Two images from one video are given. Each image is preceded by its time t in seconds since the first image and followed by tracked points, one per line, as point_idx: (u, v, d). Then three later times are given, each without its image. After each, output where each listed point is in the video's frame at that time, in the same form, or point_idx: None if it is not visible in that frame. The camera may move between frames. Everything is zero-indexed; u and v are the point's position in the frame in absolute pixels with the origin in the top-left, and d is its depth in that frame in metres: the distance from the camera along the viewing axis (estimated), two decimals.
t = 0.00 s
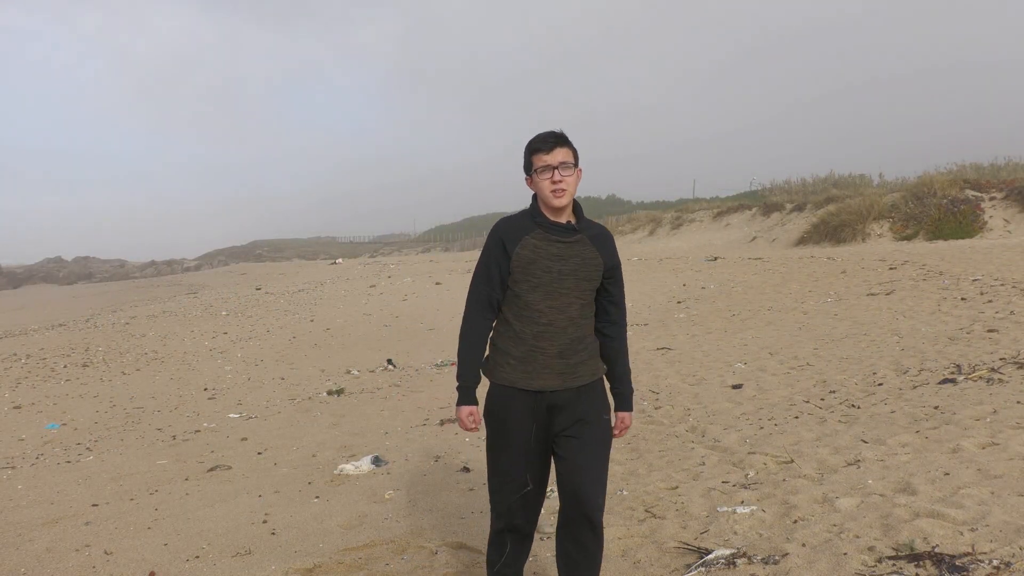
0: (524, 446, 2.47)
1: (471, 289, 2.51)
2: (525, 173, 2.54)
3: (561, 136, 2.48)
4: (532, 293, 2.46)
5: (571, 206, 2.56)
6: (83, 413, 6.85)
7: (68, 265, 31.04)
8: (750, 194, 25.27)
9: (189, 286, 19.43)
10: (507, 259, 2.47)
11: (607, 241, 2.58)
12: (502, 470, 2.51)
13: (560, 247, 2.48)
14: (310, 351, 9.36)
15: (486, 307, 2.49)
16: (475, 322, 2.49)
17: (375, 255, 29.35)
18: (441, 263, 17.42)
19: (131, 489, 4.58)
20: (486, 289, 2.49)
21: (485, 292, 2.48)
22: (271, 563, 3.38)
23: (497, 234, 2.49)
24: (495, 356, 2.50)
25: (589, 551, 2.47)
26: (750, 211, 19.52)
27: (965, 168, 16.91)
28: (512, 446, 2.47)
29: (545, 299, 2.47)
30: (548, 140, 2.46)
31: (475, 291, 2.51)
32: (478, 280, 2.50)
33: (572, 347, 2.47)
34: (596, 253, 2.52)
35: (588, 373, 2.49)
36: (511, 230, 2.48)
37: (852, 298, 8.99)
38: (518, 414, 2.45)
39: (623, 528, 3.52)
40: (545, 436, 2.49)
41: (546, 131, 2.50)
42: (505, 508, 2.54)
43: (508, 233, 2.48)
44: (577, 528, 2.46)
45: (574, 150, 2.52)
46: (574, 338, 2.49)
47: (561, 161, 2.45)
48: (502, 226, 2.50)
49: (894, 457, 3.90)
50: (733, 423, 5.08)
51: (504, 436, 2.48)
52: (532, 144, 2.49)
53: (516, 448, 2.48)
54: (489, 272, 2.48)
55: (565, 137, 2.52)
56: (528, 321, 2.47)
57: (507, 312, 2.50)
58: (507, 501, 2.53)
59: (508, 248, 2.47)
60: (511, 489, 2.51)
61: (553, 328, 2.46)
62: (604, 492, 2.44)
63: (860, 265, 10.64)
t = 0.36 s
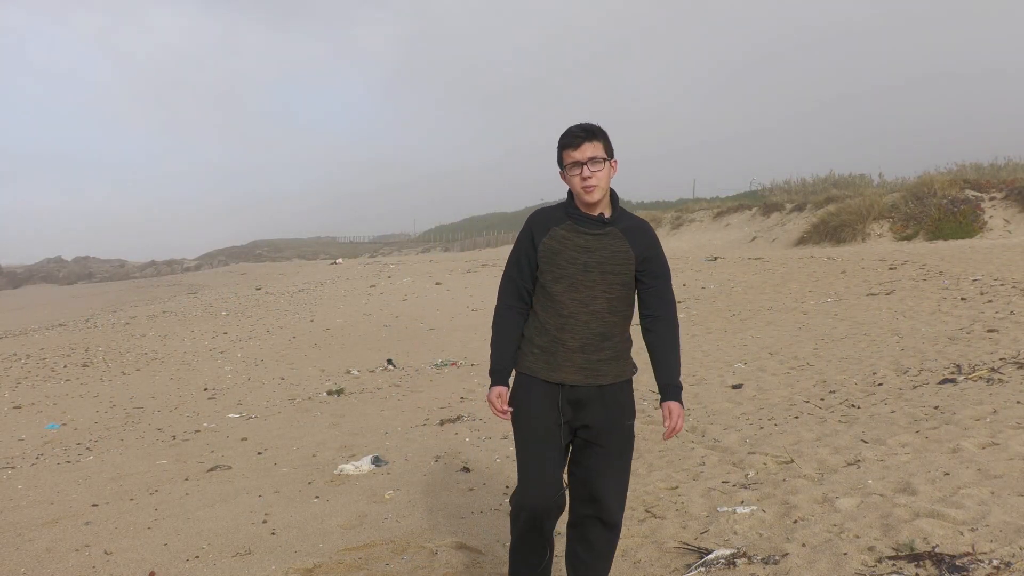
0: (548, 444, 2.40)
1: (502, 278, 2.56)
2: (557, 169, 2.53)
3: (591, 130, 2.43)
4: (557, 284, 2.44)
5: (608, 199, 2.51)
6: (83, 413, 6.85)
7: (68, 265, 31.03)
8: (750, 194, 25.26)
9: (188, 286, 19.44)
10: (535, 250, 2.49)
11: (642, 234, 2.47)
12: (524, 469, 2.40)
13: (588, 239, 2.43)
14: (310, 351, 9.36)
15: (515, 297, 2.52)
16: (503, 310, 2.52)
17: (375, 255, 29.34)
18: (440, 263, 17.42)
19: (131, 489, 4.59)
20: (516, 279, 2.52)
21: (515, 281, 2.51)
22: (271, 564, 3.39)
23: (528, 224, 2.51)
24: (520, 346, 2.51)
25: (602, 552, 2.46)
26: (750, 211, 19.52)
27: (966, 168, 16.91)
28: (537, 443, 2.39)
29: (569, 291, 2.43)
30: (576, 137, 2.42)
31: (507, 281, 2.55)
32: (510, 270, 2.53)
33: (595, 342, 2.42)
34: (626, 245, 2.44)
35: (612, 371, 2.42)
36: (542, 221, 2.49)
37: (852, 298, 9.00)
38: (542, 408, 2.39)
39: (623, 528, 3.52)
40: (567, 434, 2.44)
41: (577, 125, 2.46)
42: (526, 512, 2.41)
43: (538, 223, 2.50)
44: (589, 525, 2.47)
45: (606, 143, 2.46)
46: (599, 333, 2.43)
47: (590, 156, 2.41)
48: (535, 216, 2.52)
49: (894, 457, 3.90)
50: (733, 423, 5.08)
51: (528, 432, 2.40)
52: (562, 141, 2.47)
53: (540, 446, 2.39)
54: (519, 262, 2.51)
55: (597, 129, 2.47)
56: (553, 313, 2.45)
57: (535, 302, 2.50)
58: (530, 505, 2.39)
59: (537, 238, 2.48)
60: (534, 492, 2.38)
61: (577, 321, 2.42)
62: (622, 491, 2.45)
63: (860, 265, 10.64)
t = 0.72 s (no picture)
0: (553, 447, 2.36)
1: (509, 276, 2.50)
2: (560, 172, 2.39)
3: (594, 139, 2.26)
4: (564, 284, 2.37)
5: (614, 200, 2.40)
6: (83, 413, 6.85)
7: (68, 265, 31.03)
8: (750, 194, 25.26)
9: (188, 286, 19.44)
10: (542, 250, 2.42)
11: (651, 233, 2.38)
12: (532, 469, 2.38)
13: (596, 239, 2.35)
14: (310, 351, 9.36)
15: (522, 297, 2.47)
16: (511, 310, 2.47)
17: (376, 255, 29.32)
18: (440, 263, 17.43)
19: (131, 489, 4.59)
20: (523, 280, 2.46)
21: (523, 282, 2.45)
22: (271, 564, 3.39)
23: (535, 225, 2.44)
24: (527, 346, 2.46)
25: (605, 557, 2.46)
26: (750, 211, 19.52)
27: (965, 168, 16.91)
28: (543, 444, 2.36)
29: (576, 292, 2.36)
30: (581, 148, 2.26)
31: (515, 282, 2.49)
32: (516, 270, 2.47)
33: (603, 343, 2.35)
34: (635, 245, 2.35)
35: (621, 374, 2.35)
36: (549, 221, 2.41)
37: (852, 298, 9.00)
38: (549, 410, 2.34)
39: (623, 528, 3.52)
40: (573, 437, 2.38)
41: (579, 133, 2.27)
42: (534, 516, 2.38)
43: (545, 223, 2.42)
44: (594, 528, 2.46)
45: (611, 150, 2.30)
46: (609, 335, 2.36)
47: (594, 170, 2.27)
48: (542, 216, 2.45)
49: (894, 457, 3.90)
50: (733, 423, 5.07)
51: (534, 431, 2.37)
52: (565, 150, 2.31)
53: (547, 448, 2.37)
54: (526, 262, 2.45)
55: (601, 135, 2.29)
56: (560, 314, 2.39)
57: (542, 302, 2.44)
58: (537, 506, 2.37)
59: (543, 238, 2.41)
60: (541, 494, 2.37)
61: (585, 322, 2.36)
62: (626, 497, 2.42)
63: (860, 265, 10.64)
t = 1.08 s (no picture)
0: (545, 456, 2.34)
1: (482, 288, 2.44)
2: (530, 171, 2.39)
3: (563, 135, 2.28)
4: (543, 290, 2.35)
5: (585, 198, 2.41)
6: (83, 413, 6.85)
7: (67, 265, 31.00)
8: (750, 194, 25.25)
9: (188, 286, 19.42)
10: (515, 257, 2.38)
11: (626, 230, 2.39)
12: (525, 481, 2.34)
13: (571, 240, 2.34)
14: (310, 351, 9.36)
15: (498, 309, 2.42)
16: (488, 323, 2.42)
17: (375, 255, 29.29)
18: (440, 263, 17.42)
19: (131, 489, 4.58)
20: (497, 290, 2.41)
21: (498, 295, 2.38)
22: (271, 564, 3.39)
23: (506, 232, 2.40)
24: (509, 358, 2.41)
25: (599, 563, 2.46)
26: (750, 211, 19.52)
27: (966, 168, 16.91)
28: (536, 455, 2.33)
29: (556, 296, 2.35)
30: (552, 143, 2.27)
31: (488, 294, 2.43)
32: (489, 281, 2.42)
33: (587, 348, 2.33)
34: (611, 241, 2.36)
35: (607, 378, 2.34)
36: (520, 227, 2.38)
37: (852, 298, 9.00)
38: (538, 418, 2.32)
39: (623, 528, 3.52)
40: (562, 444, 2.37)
41: (549, 130, 2.29)
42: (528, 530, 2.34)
43: (516, 230, 2.39)
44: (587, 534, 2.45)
45: (580, 145, 2.32)
46: (593, 338, 2.35)
47: (566, 166, 2.28)
48: (512, 223, 2.41)
49: (894, 457, 3.90)
50: (733, 423, 5.07)
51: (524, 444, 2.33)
52: (534, 147, 2.32)
53: (538, 459, 2.34)
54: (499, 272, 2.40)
55: (570, 131, 2.31)
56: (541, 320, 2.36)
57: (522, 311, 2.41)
58: (532, 520, 2.33)
59: (515, 245, 2.38)
60: (534, 505, 2.34)
61: (568, 326, 2.34)
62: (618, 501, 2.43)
63: (860, 265, 10.64)
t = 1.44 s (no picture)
0: (519, 467, 2.27)
1: (444, 304, 2.36)
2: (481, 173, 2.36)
3: (513, 128, 2.30)
4: (510, 298, 2.27)
5: (540, 198, 2.36)
6: (83, 413, 6.85)
7: (67, 266, 31.00)
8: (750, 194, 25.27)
9: (189, 286, 19.42)
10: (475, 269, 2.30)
11: (586, 229, 2.35)
12: (502, 493, 2.30)
13: (532, 245, 2.27)
14: (310, 351, 9.36)
15: (464, 323, 2.34)
16: (454, 339, 2.35)
17: (375, 255, 29.31)
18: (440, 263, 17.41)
19: (132, 489, 4.58)
20: (459, 305, 2.33)
21: (463, 308, 2.32)
22: (271, 563, 3.38)
23: (462, 245, 2.31)
24: (480, 371, 2.33)
25: None
26: (750, 211, 19.52)
27: (966, 167, 16.91)
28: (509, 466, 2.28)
29: (523, 303, 2.27)
30: (502, 136, 2.28)
31: (451, 309, 2.36)
32: (449, 296, 2.34)
33: (559, 352, 2.26)
34: (575, 241, 2.30)
35: (581, 380, 2.27)
36: (475, 238, 2.29)
37: (852, 298, 9.00)
38: (509, 429, 2.25)
39: (623, 528, 3.52)
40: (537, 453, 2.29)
41: (498, 126, 2.31)
42: (509, 541, 2.31)
43: (472, 242, 2.30)
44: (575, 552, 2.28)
45: (530, 140, 2.33)
46: (565, 341, 2.28)
47: (518, 156, 2.27)
48: (467, 234, 2.32)
49: (894, 457, 3.90)
50: (733, 423, 5.07)
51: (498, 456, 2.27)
52: (484, 143, 2.30)
53: (515, 471, 2.28)
54: (460, 286, 2.32)
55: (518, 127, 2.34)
56: (509, 329, 2.28)
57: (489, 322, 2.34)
58: (511, 531, 2.30)
59: (474, 257, 2.29)
60: (513, 517, 2.30)
61: (539, 332, 2.26)
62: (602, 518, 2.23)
63: (860, 265, 10.64)
